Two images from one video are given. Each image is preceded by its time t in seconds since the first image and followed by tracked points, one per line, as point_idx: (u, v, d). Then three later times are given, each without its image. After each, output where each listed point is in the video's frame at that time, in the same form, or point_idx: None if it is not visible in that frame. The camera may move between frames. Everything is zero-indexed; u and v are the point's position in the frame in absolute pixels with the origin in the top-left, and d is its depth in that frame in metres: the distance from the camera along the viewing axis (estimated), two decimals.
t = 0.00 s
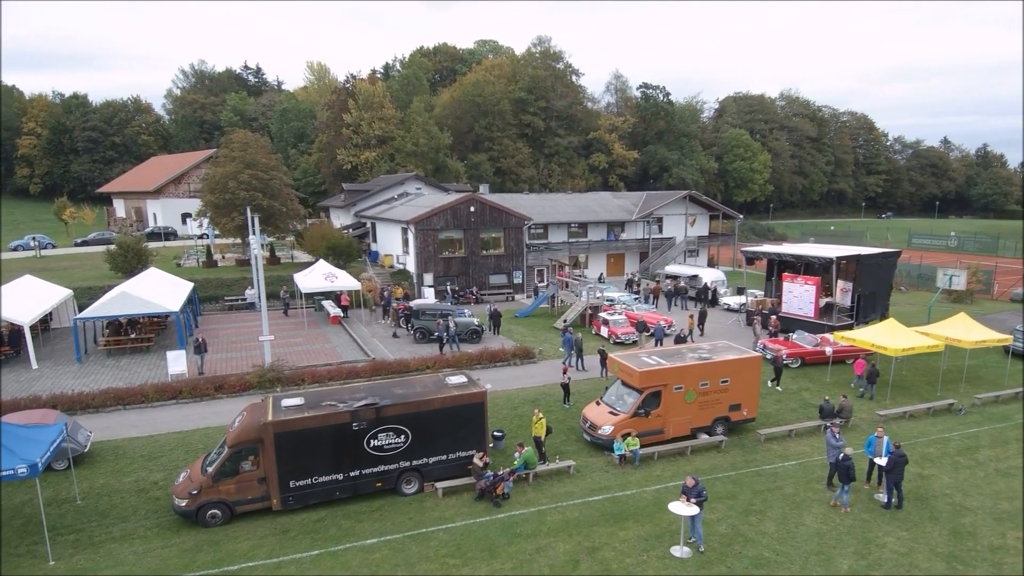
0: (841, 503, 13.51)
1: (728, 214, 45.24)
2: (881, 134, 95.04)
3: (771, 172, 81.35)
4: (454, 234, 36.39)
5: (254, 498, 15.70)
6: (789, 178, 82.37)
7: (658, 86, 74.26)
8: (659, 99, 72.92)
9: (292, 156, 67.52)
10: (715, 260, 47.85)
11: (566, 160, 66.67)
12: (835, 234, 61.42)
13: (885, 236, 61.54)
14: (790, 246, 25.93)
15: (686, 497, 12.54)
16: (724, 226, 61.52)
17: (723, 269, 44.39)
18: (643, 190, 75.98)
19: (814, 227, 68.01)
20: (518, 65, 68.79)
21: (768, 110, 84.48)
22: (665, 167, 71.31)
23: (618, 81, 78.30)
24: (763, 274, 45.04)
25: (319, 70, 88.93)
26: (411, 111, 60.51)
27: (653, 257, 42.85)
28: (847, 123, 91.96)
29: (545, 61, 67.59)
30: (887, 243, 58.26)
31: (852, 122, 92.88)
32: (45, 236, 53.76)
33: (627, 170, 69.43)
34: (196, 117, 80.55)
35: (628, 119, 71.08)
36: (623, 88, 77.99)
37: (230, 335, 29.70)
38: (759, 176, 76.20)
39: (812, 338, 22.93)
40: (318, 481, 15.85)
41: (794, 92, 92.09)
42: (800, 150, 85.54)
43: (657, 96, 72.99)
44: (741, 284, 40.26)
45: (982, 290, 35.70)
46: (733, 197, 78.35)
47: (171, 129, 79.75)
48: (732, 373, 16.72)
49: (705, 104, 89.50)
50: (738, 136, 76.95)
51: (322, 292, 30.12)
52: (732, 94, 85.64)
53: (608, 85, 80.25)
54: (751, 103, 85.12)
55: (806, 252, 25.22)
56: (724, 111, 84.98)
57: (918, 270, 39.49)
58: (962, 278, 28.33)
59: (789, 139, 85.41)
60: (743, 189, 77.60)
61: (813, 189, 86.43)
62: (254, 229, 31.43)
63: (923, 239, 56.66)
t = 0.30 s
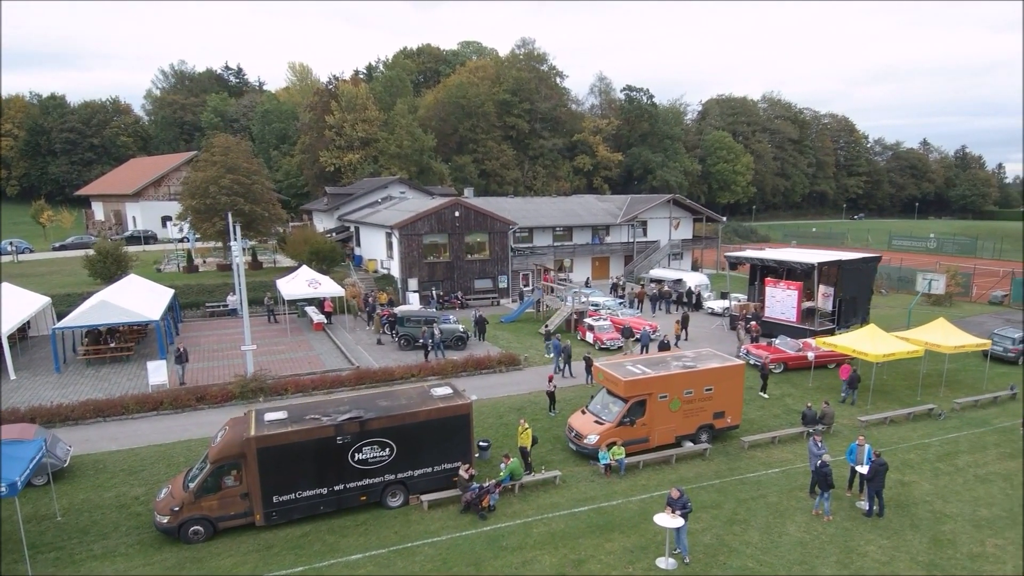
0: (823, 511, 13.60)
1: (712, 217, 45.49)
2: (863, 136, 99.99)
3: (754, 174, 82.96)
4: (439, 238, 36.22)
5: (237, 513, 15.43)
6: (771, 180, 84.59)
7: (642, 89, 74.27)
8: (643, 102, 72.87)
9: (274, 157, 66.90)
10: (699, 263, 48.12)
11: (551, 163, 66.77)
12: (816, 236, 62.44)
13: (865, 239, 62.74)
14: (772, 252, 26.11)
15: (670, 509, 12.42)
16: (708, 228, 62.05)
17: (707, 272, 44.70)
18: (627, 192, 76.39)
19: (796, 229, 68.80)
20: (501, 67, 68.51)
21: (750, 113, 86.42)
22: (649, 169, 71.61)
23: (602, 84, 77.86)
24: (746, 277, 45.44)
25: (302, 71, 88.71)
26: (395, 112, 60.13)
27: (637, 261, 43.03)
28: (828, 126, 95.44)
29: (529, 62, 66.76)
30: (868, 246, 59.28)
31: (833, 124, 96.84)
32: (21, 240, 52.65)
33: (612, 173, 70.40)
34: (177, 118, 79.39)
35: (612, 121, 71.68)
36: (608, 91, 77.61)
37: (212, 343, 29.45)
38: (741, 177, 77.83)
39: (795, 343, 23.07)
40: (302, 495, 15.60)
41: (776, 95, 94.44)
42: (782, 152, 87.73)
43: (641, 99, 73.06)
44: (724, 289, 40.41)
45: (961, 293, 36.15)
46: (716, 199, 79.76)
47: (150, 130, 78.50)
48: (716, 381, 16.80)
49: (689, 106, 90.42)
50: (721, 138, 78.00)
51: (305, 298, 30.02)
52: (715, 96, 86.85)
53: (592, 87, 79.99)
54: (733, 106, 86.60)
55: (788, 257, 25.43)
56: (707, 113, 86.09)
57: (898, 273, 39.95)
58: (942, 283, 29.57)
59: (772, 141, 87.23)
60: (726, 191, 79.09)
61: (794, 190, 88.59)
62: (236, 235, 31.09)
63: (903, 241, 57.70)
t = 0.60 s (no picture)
0: (806, 518, 13.79)
1: (696, 220, 45.79)
2: (844, 139, 101.10)
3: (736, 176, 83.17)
4: (424, 243, 36.05)
5: (221, 528, 14.41)
6: (754, 182, 85.35)
7: (626, 91, 74.53)
8: (627, 104, 73.14)
9: (257, 159, 66.18)
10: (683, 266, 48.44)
11: (536, 165, 66.85)
12: (799, 237, 63.23)
13: (847, 241, 63.57)
14: (755, 257, 26.38)
15: (657, 519, 12.20)
16: (692, 230, 62.48)
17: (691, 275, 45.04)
18: (611, 194, 76.57)
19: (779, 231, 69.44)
20: (485, 69, 68.19)
21: (733, 115, 87.16)
22: (633, 171, 71.86)
23: (585, 86, 77.91)
24: (730, 279, 45.89)
25: (284, 72, 88.29)
26: (379, 114, 59.76)
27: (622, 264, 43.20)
28: (808, 128, 95.97)
29: (513, 64, 66.60)
30: (850, 248, 60.15)
31: (814, 127, 97.35)
32: None
33: (597, 174, 71.04)
34: (156, 119, 78.14)
35: (596, 123, 71.99)
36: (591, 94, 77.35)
37: (194, 351, 29.18)
38: (725, 179, 78.10)
39: (778, 348, 23.31)
40: (287, 509, 14.66)
41: (759, 98, 94.93)
42: (765, 154, 88.23)
43: (625, 101, 73.27)
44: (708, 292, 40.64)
45: (940, 296, 36.70)
46: (700, 201, 80.10)
47: (129, 131, 77.19)
48: (700, 388, 16.95)
49: (672, 108, 91.09)
50: (705, 140, 78.10)
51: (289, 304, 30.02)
52: (698, 99, 87.68)
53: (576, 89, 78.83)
54: (715, 108, 87.46)
55: (771, 262, 25.71)
56: (691, 115, 86.86)
57: (878, 276, 40.46)
58: (922, 287, 30.64)
59: (755, 143, 88.01)
60: (709, 193, 79.43)
61: (777, 192, 89.36)
62: (217, 240, 30.74)
63: (883, 243, 58.54)
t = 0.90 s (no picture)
0: (791, 518, 13.91)
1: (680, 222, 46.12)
2: (825, 140, 102.25)
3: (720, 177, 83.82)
4: (409, 245, 35.88)
5: (205, 537, 14.07)
6: (737, 183, 86.20)
7: (610, 92, 74.88)
8: (611, 105, 73.55)
9: (238, 160, 65.42)
10: (668, 267, 48.76)
11: (520, 166, 66.91)
12: (782, 237, 63.98)
13: (829, 241, 64.42)
14: (739, 259, 26.59)
15: (645, 523, 12.15)
16: (677, 231, 62.93)
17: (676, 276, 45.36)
18: (596, 195, 76.79)
19: (762, 231, 70.16)
20: (470, 69, 67.91)
21: (716, 116, 87.89)
22: (618, 172, 72.17)
23: (569, 86, 78.10)
24: (714, 280, 46.34)
25: (265, 72, 87.40)
26: (363, 115, 59.36)
27: (607, 266, 43.42)
28: (791, 129, 97.03)
29: (497, 65, 66.48)
30: (832, 249, 61.01)
31: (796, 128, 98.40)
32: None
33: (581, 176, 70.83)
34: (135, 119, 76.86)
35: (581, 124, 72.10)
36: (576, 94, 77.80)
37: (176, 355, 28.71)
38: (708, 181, 78.69)
39: (761, 349, 23.58)
40: (273, 517, 14.37)
41: (742, 100, 95.72)
42: (747, 155, 89.10)
43: (610, 102, 73.62)
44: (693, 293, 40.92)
45: (921, 296, 37.31)
46: (684, 202, 80.62)
47: (107, 131, 75.85)
48: (686, 390, 17.06)
49: (656, 110, 91.69)
50: (688, 141, 78.70)
51: (273, 307, 29.75)
52: (682, 100, 88.35)
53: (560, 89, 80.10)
54: (698, 109, 88.15)
55: (755, 264, 25.99)
56: (674, 117, 87.54)
57: (860, 277, 41.02)
58: (902, 288, 31.17)
59: (737, 144, 88.88)
60: (693, 194, 80.00)
61: (760, 193, 90.25)
62: (199, 242, 30.26)
63: (864, 244, 59.46)
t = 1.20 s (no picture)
0: (775, 517, 14.03)
1: (664, 222, 46.40)
2: (806, 141, 103.48)
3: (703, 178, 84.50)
4: (393, 246, 35.66)
5: (188, 543, 13.80)
6: (720, 183, 86.95)
7: (594, 93, 75.17)
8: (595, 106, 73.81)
9: (219, 160, 64.61)
10: (653, 267, 49.01)
11: (505, 166, 66.89)
12: (765, 238, 64.68)
13: (811, 242, 65.26)
14: (723, 260, 26.79)
15: (631, 524, 12.16)
16: (661, 232, 63.31)
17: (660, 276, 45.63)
18: (581, 195, 76.99)
19: (745, 232, 70.88)
20: (454, 69, 67.73)
21: (699, 117, 88.62)
22: (602, 172, 72.45)
23: (553, 87, 78.26)
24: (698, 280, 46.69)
25: (247, 71, 86.39)
26: (346, 115, 58.93)
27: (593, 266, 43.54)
28: (773, 130, 98.25)
29: (481, 65, 66.46)
30: (814, 249, 61.81)
31: (778, 129, 99.62)
32: None
33: (566, 176, 70.92)
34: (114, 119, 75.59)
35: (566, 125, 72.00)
36: (560, 94, 78.06)
37: (158, 359, 28.24)
38: (692, 181, 79.29)
39: (745, 349, 23.80)
40: (257, 522, 14.14)
41: (724, 101, 96.59)
42: (730, 156, 89.99)
43: (594, 103, 73.94)
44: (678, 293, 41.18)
45: (901, 296, 37.91)
46: (669, 202, 81.09)
47: (85, 131, 74.54)
48: (671, 391, 17.15)
49: (640, 111, 92.23)
50: (671, 142, 79.26)
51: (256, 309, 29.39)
52: (665, 101, 88.94)
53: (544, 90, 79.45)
54: (681, 111, 88.72)
55: (739, 265, 26.22)
56: (658, 118, 88.14)
57: (841, 277, 41.60)
58: (883, 288, 31.65)
59: (720, 145, 89.77)
60: (677, 195, 80.56)
61: (742, 193, 91.12)
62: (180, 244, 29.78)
63: (845, 244, 60.31)
